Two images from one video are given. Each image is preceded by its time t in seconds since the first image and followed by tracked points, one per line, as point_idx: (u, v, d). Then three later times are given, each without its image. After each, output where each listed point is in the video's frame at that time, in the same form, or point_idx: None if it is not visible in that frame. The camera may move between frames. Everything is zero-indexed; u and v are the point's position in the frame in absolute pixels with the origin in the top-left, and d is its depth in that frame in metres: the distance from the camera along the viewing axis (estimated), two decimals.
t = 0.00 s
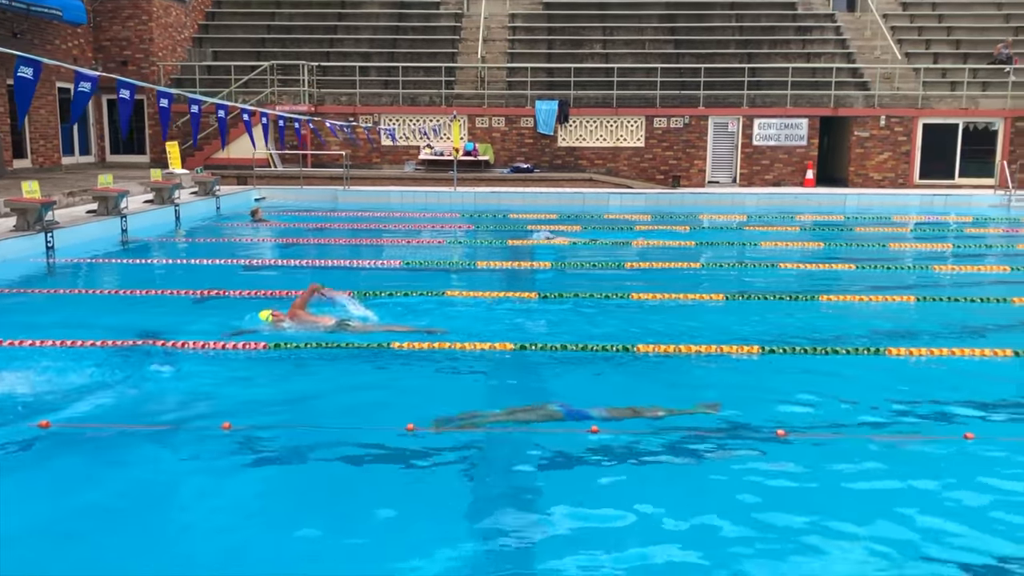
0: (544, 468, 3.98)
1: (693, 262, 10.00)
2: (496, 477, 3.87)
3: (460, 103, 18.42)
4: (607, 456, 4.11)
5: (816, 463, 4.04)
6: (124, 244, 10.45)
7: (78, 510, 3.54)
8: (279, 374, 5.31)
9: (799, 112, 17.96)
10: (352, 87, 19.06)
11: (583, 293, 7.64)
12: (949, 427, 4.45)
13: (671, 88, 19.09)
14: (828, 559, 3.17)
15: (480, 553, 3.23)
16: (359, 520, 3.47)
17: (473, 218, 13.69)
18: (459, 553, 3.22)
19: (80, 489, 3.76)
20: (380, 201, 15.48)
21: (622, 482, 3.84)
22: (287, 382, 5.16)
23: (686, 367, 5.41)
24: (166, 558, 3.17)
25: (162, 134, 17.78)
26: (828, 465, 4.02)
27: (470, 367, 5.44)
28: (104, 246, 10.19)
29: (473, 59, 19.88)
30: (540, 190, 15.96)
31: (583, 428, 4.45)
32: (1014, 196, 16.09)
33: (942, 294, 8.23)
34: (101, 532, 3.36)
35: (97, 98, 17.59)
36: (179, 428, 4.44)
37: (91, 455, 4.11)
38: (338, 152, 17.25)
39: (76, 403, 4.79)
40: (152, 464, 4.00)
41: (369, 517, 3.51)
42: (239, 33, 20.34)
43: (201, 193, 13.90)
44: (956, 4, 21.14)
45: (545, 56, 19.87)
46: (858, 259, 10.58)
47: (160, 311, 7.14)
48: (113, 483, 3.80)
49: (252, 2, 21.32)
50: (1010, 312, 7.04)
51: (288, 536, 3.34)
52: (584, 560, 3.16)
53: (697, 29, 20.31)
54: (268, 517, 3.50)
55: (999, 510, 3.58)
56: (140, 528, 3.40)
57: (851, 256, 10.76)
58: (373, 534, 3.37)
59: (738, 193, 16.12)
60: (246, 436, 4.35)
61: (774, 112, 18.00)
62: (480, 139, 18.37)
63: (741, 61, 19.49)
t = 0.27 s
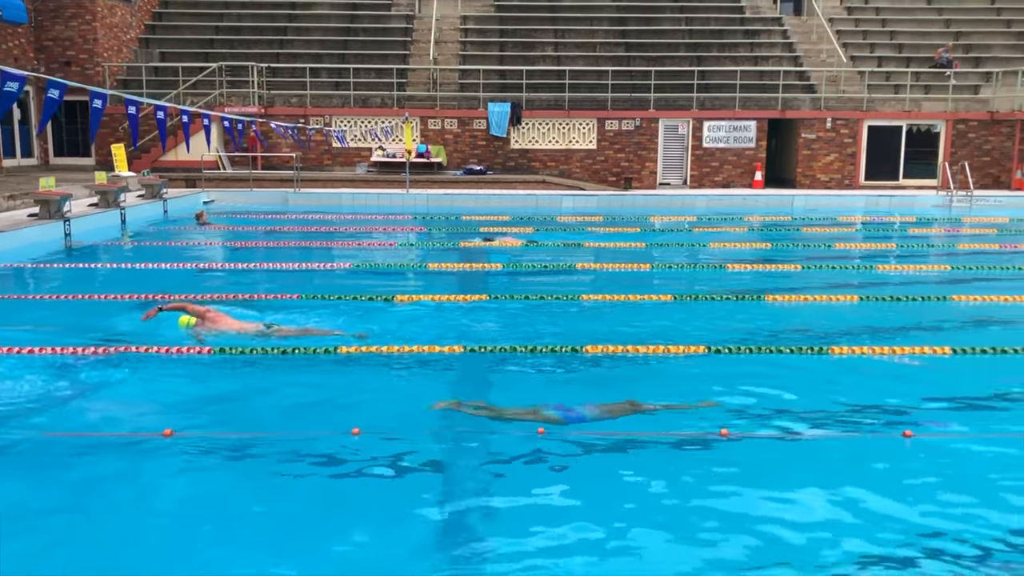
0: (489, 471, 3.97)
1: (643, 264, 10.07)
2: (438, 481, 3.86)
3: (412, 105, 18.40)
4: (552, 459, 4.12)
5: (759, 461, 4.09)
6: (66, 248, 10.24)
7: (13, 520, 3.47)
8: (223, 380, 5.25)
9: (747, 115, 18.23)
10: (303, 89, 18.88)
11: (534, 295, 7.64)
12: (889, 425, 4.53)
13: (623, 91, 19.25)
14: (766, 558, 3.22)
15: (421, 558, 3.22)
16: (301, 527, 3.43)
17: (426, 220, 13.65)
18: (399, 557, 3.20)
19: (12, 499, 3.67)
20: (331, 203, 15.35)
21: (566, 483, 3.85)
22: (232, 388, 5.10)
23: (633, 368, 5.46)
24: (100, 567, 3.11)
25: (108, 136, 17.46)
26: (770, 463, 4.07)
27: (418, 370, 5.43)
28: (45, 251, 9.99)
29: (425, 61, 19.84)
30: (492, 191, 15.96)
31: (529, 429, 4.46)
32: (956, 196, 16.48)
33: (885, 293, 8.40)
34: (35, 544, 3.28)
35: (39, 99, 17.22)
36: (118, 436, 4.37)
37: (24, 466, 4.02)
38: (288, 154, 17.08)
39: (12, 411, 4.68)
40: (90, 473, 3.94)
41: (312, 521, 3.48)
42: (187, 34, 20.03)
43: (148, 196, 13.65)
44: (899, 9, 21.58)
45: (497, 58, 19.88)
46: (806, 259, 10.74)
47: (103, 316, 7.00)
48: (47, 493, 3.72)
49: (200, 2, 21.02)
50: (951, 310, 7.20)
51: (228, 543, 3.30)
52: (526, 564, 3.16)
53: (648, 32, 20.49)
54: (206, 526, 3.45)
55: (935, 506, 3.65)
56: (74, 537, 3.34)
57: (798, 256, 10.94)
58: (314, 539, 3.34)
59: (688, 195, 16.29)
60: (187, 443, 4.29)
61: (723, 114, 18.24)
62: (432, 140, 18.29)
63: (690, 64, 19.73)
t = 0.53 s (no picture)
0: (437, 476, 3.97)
1: (595, 266, 10.13)
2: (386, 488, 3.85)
3: (364, 108, 18.35)
4: (500, 462, 4.13)
5: (706, 461, 4.13)
6: (8, 254, 10.00)
7: None
8: (168, 388, 5.17)
9: (698, 118, 18.45)
10: (253, 91, 18.65)
11: (486, 298, 7.65)
12: (832, 422, 4.62)
13: (575, 94, 19.35)
14: (711, 560, 3.26)
15: (369, 567, 3.20)
16: (244, 538, 3.39)
17: (378, 223, 13.59)
18: (346, 567, 3.18)
19: None
20: (283, 206, 15.20)
21: (514, 487, 3.86)
22: (177, 396, 5.02)
23: (581, 369, 5.49)
24: None
25: (52, 139, 17.11)
26: (716, 462, 4.12)
27: (367, 374, 5.39)
28: None
29: (376, 64, 19.75)
30: (445, 194, 15.93)
31: (477, 433, 4.46)
32: (900, 197, 16.85)
33: (832, 293, 8.56)
34: None
35: None
36: (59, 447, 4.28)
37: None
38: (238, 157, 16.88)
39: None
40: (29, 486, 3.85)
41: (257, 532, 3.45)
42: (133, 35, 19.69)
43: (93, 201, 13.28)
44: (844, 15, 21.99)
45: (449, 61, 19.83)
46: (755, 260, 10.91)
47: (44, 323, 6.86)
48: None
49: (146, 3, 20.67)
50: (894, 309, 7.36)
51: (170, 556, 3.25)
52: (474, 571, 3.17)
53: (599, 36, 20.63)
54: (148, 538, 3.40)
55: (876, 504, 3.72)
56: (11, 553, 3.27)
57: (747, 257, 11.09)
58: (259, 549, 3.30)
59: (641, 197, 16.43)
60: (130, 453, 4.22)
61: (674, 117, 18.44)
62: (385, 143, 18.19)
63: (641, 67, 19.92)
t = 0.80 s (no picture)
0: (390, 479, 3.96)
1: (552, 268, 10.15)
2: (338, 490, 3.83)
3: (320, 109, 18.33)
4: (453, 463, 4.13)
5: (657, 460, 4.17)
6: None
7: None
8: (117, 393, 5.09)
9: (654, 121, 18.61)
10: (206, 92, 18.37)
11: (443, 300, 7.63)
12: (780, 420, 4.69)
13: (531, 96, 19.40)
14: (660, 557, 3.29)
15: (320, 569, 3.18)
16: (193, 543, 3.36)
17: (335, 225, 13.51)
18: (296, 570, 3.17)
19: None
20: (237, 208, 15.03)
21: (467, 487, 3.87)
22: (125, 401, 4.95)
23: (535, 370, 5.51)
24: None
25: None
26: (667, 460, 4.16)
27: (320, 378, 5.36)
28: None
29: (332, 65, 19.63)
30: (402, 196, 15.88)
31: (429, 435, 4.45)
32: (851, 198, 17.14)
33: (784, 293, 8.68)
34: None
35: None
36: (3, 454, 4.20)
37: None
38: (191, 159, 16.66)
39: None
40: None
41: (207, 536, 3.41)
42: (82, 35, 19.35)
43: (41, 203, 13.01)
44: (796, 18, 22.31)
45: (405, 62, 19.76)
46: (710, 261, 11.03)
47: None
48: None
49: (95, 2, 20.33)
50: (844, 309, 7.49)
51: (116, 563, 3.21)
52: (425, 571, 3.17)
53: (555, 39, 20.72)
54: (94, 545, 3.35)
55: (823, 499, 3.79)
56: None
57: (702, 258, 11.20)
58: (207, 553, 3.27)
59: (598, 198, 16.53)
60: (77, 459, 4.16)
61: (630, 120, 18.59)
62: (341, 145, 18.08)
63: (597, 70, 20.03)
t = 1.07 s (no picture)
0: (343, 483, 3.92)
1: (511, 268, 10.15)
2: (290, 495, 3.79)
3: (278, 109, 18.11)
4: (407, 467, 4.09)
5: (611, 461, 4.17)
6: None
7: None
8: (65, 397, 4.99)
9: (613, 122, 18.72)
10: (162, 92, 18.18)
11: (401, 301, 7.59)
12: (734, 419, 4.71)
13: (492, 97, 19.41)
14: (612, 560, 3.29)
15: None
16: (139, 549, 3.29)
17: (293, 226, 13.39)
18: None
19: None
20: (193, 209, 14.84)
21: (420, 491, 3.84)
22: (73, 406, 4.85)
23: (492, 371, 5.49)
24: None
25: None
26: (622, 462, 4.16)
27: (275, 381, 5.29)
28: None
29: (290, 65, 19.48)
30: (361, 197, 15.78)
31: (383, 438, 4.41)
32: (807, 199, 17.37)
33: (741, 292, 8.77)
34: None
35: None
36: None
37: None
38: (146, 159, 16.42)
39: None
40: None
41: (153, 542, 3.35)
42: (33, 33, 18.99)
43: None
44: (753, 21, 22.56)
45: (365, 62, 19.64)
46: (669, 261, 11.12)
47: None
48: None
49: None
50: (800, 308, 7.57)
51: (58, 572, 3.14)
52: None
53: (515, 40, 20.77)
54: (36, 553, 3.28)
55: (775, 499, 3.81)
56: None
57: (661, 259, 11.29)
58: (153, 560, 3.21)
59: (558, 199, 16.58)
60: (21, 466, 4.06)
61: (590, 121, 18.68)
62: (299, 145, 17.93)
63: (557, 71, 20.10)
